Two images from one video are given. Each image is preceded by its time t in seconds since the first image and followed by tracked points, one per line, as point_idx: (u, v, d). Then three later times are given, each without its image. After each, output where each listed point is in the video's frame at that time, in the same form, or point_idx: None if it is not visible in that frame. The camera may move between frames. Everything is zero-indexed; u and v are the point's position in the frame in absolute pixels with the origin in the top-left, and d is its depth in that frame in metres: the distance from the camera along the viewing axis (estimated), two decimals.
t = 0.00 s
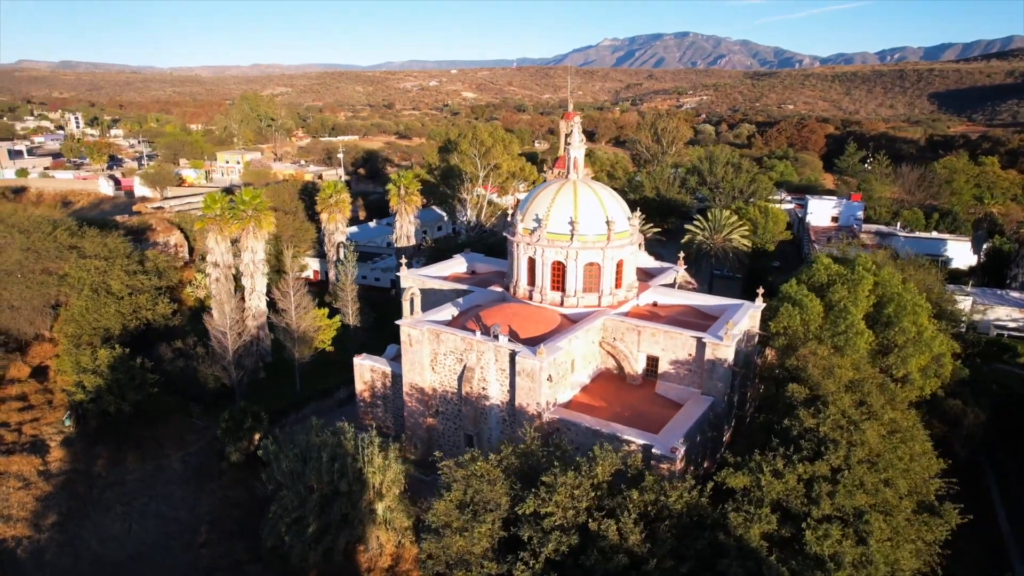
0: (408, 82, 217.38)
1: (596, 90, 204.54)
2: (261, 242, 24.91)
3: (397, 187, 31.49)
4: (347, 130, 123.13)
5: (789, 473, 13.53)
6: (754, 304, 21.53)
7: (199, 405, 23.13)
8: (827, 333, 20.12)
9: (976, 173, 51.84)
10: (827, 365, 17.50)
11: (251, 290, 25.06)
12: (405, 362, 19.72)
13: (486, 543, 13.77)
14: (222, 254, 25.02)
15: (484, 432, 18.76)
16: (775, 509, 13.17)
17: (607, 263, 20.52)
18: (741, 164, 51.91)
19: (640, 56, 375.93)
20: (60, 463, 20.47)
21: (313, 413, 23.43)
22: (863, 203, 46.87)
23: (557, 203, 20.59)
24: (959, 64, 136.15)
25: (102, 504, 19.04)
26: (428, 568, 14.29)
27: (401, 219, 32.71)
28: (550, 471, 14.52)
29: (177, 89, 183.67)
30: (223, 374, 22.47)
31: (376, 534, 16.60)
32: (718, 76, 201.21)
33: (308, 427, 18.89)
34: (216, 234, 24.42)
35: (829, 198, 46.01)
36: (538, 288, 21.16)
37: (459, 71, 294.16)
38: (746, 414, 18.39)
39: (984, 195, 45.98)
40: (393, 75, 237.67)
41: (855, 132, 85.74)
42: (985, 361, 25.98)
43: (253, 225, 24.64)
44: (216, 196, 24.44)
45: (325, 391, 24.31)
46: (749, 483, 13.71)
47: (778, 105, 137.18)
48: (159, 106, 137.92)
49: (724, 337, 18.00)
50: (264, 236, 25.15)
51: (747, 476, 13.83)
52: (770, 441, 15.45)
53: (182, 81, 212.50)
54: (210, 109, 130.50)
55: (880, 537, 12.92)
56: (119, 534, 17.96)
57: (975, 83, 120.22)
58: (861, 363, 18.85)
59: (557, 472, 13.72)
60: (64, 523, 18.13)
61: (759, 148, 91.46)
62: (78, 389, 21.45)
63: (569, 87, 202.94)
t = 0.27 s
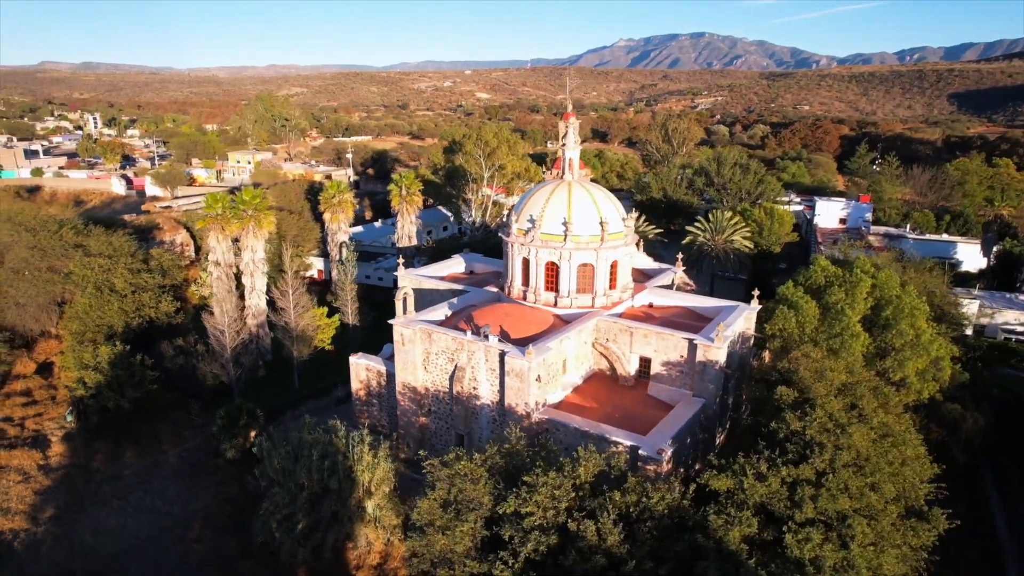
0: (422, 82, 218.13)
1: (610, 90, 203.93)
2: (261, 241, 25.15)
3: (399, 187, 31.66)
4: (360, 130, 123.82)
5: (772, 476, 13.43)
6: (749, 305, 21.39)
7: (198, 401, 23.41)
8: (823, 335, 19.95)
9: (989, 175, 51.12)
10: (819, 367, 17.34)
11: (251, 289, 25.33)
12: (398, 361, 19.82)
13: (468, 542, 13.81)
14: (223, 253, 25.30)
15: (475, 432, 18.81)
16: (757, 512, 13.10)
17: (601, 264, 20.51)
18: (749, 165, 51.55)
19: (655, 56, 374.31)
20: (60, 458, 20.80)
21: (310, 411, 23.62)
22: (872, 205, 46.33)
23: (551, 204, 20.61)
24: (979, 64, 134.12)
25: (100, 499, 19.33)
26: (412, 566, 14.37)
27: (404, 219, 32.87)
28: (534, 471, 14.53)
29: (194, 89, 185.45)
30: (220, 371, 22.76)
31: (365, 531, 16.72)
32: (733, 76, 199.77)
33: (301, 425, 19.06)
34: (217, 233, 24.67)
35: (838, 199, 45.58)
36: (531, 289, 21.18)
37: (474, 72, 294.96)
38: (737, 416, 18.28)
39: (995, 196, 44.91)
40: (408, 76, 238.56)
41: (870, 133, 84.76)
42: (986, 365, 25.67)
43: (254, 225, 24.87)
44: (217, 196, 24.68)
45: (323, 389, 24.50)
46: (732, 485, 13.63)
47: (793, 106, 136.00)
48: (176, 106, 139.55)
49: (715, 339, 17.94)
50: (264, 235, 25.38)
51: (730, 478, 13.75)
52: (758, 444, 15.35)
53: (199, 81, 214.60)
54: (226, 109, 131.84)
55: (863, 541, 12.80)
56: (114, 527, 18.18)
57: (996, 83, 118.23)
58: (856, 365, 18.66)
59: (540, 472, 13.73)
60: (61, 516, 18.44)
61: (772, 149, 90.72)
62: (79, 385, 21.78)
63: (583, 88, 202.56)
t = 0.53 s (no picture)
0: (434, 76, 218.12)
1: (624, 84, 202.67)
2: (260, 235, 25.32)
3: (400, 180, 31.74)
4: (372, 124, 124.10)
5: (753, 472, 13.41)
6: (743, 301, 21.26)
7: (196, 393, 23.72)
8: (816, 331, 19.80)
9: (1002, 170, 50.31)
10: (809, 363, 17.24)
11: (250, 282, 25.55)
12: (390, 354, 19.93)
13: (449, 534, 13.90)
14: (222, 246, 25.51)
15: (465, 425, 18.91)
16: (736, 508, 13.09)
17: (593, 258, 20.47)
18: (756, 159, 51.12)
19: (670, 50, 371.52)
20: (59, 446, 21.17)
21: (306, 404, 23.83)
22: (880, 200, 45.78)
23: (544, 198, 20.60)
24: (999, 58, 131.81)
25: (96, 487, 19.66)
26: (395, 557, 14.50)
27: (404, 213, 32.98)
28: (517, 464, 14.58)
29: (208, 83, 186.69)
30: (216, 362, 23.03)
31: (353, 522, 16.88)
32: (748, 70, 197.77)
33: (293, 416, 19.24)
34: (217, 226, 24.83)
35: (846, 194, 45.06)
36: (524, 283, 21.21)
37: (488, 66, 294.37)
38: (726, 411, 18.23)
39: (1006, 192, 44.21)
40: (421, 70, 238.48)
41: (884, 127, 83.64)
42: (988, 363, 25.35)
43: (252, 218, 25.03)
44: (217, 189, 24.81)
45: (319, 382, 24.70)
46: (713, 481, 13.62)
47: (808, 100, 134.51)
48: (191, 100, 140.62)
49: (704, 334, 17.81)
50: (263, 229, 25.55)
51: (711, 474, 13.74)
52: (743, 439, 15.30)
53: (214, 75, 216.03)
54: (239, 103, 132.69)
55: (843, 538, 12.75)
56: (108, 515, 18.50)
57: (1016, 77, 116.05)
58: (848, 362, 18.51)
59: (521, 466, 13.79)
60: (57, 504, 18.78)
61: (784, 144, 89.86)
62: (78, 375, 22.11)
63: (596, 83, 201.55)
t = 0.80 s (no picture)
0: (445, 67, 217.57)
1: (635, 75, 201.20)
2: (256, 225, 25.47)
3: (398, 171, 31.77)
4: (381, 115, 124.11)
5: (731, 464, 13.41)
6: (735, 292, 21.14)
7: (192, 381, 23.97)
8: (807, 323, 19.69)
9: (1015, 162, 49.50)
10: (796, 355, 17.16)
11: (246, 272, 25.74)
12: (380, 344, 20.05)
13: (430, 522, 14.02)
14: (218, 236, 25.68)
15: (453, 414, 19.02)
16: (713, 500, 13.10)
17: (584, 249, 20.44)
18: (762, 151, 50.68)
19: (684, 40, 368.02)
20: (57, 433, 21.49)
21: (300, 393, 24.03)
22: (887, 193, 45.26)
23: (535, 189, 20.57)
24: (1018, 48, 129.47)
25: (90, 472, 19.95)
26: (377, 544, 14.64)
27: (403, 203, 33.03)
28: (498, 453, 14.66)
29: (220, 73, 187.34)
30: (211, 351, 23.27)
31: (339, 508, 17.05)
32: (761, 61, 195.59)
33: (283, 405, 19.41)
34: (213, 216, 24.96)
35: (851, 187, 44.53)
36: (515, 274, 21.23)
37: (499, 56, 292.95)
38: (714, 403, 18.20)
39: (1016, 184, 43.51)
40: (432, 60, 237.90)
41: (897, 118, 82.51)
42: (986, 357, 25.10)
43: (248, 208, 25.16)
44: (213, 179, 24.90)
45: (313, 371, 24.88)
46: (691, 472, 13.64)
47: (822, 91, 132.88)
48: (202, 91, 141.23)
49: (691, 326, 17.69)
50: (259, 219, 25.69)
51: (690, 465, 13.76)
52: (726, 431, 15.27)
53: (226, 66, 216.64)
54: (250, 94, 133.11)
55: (819, 531, 12.75)
56: (102, 500, 18.76)
57: None
58: (838, 354, 18.41)
59: (500, 455, 13.85)
60: (52, 489, 19.09)
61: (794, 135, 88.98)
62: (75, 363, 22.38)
63: (607, 73, 200.23)
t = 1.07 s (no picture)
0: (456, 63, 217.42)
1: (647, 71, 200.12)
2: (252, 220, 25.60)
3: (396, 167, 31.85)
4: (391, 111, 124.32)
5: (709, 462, 13.36)
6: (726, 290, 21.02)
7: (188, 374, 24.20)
8: (797, 321, 19.59)
9: None
10: (783, 353, 17.06)
11: (243, 267, 25.90)
12: (370, 339, 20.14)
13: (410, 516, 14.08)
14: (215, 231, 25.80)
15: (441, 410, 19.08)
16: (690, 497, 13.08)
17: (574, 246, 20.41)
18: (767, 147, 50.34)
19: (696, 35, 365.59)
20: (53, 425, 21.76)
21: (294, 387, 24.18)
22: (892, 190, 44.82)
23: (525, 185, 20.55)
24: None
25: (84, 464, 20.21)
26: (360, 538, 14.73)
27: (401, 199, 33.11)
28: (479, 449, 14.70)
29: (234, 70, 188.15)
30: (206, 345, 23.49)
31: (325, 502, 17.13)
32: (774, 57, 193.95)
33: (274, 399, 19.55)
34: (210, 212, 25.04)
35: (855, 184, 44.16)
36: (506, 270, 21.25)
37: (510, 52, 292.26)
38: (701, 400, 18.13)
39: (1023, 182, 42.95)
40: (444, 57, 237.89)
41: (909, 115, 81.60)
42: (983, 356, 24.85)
43: (244, 204, 25.27)
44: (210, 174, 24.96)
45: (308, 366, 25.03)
46: (670, 469, 13.62)
47: (835, 87, 131.55)
48: (214, 87, 142.03)
49: (678, 324, 17.63)
50: (255, 214, 25.81)
51: (669, 463, 13.72)
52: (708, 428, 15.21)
53: (240, 62, 217.57)
54: (260, 90, 133.74)
55: (796, 529, 12.71)
56: (94, 492, 18.99)
57: None
58: (827, 352, 18.29)
59: (480, 451, 13.89)
60: (46, 480, 19.35)
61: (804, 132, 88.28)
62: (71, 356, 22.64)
63: (619, 69, 199.25)
